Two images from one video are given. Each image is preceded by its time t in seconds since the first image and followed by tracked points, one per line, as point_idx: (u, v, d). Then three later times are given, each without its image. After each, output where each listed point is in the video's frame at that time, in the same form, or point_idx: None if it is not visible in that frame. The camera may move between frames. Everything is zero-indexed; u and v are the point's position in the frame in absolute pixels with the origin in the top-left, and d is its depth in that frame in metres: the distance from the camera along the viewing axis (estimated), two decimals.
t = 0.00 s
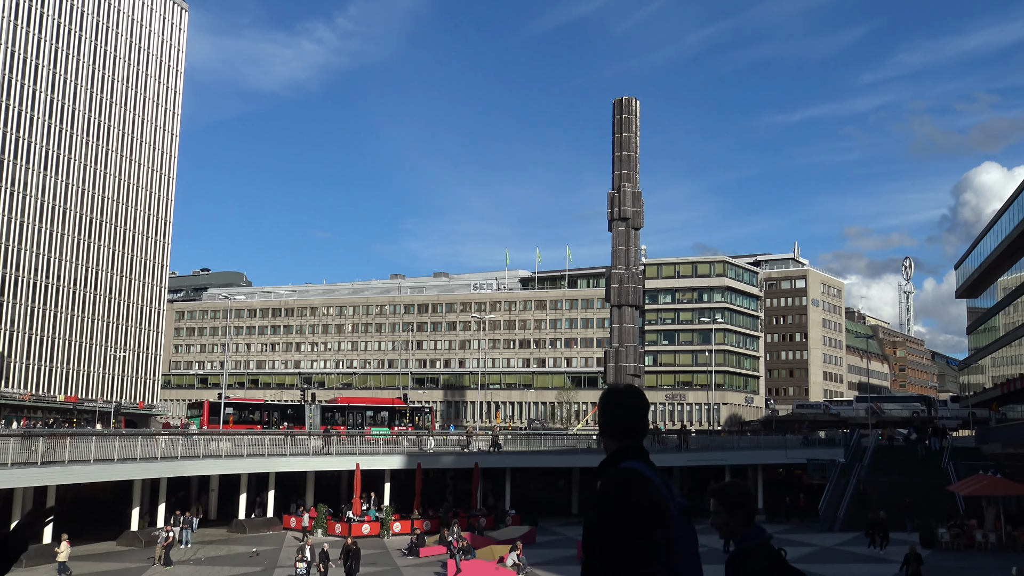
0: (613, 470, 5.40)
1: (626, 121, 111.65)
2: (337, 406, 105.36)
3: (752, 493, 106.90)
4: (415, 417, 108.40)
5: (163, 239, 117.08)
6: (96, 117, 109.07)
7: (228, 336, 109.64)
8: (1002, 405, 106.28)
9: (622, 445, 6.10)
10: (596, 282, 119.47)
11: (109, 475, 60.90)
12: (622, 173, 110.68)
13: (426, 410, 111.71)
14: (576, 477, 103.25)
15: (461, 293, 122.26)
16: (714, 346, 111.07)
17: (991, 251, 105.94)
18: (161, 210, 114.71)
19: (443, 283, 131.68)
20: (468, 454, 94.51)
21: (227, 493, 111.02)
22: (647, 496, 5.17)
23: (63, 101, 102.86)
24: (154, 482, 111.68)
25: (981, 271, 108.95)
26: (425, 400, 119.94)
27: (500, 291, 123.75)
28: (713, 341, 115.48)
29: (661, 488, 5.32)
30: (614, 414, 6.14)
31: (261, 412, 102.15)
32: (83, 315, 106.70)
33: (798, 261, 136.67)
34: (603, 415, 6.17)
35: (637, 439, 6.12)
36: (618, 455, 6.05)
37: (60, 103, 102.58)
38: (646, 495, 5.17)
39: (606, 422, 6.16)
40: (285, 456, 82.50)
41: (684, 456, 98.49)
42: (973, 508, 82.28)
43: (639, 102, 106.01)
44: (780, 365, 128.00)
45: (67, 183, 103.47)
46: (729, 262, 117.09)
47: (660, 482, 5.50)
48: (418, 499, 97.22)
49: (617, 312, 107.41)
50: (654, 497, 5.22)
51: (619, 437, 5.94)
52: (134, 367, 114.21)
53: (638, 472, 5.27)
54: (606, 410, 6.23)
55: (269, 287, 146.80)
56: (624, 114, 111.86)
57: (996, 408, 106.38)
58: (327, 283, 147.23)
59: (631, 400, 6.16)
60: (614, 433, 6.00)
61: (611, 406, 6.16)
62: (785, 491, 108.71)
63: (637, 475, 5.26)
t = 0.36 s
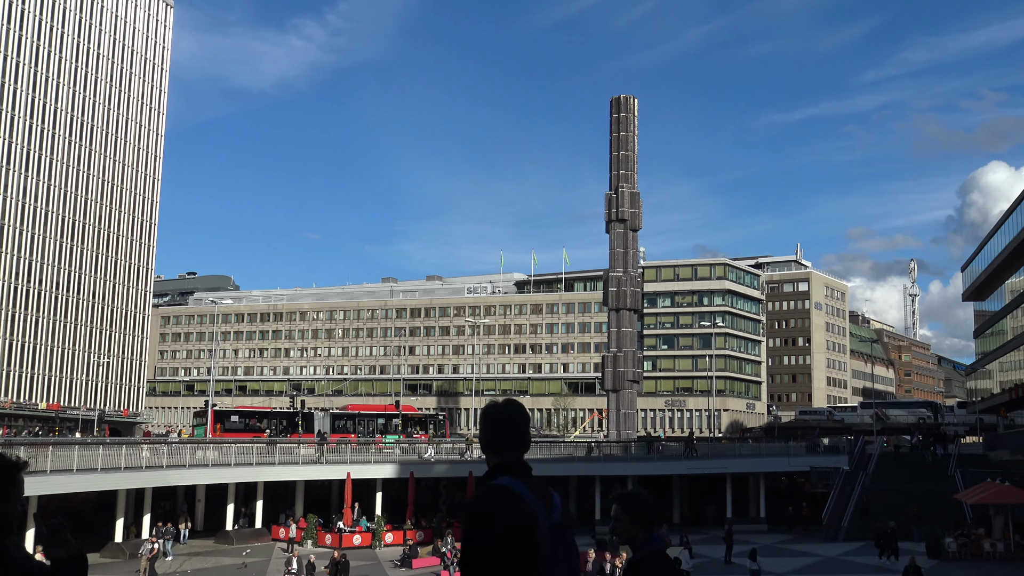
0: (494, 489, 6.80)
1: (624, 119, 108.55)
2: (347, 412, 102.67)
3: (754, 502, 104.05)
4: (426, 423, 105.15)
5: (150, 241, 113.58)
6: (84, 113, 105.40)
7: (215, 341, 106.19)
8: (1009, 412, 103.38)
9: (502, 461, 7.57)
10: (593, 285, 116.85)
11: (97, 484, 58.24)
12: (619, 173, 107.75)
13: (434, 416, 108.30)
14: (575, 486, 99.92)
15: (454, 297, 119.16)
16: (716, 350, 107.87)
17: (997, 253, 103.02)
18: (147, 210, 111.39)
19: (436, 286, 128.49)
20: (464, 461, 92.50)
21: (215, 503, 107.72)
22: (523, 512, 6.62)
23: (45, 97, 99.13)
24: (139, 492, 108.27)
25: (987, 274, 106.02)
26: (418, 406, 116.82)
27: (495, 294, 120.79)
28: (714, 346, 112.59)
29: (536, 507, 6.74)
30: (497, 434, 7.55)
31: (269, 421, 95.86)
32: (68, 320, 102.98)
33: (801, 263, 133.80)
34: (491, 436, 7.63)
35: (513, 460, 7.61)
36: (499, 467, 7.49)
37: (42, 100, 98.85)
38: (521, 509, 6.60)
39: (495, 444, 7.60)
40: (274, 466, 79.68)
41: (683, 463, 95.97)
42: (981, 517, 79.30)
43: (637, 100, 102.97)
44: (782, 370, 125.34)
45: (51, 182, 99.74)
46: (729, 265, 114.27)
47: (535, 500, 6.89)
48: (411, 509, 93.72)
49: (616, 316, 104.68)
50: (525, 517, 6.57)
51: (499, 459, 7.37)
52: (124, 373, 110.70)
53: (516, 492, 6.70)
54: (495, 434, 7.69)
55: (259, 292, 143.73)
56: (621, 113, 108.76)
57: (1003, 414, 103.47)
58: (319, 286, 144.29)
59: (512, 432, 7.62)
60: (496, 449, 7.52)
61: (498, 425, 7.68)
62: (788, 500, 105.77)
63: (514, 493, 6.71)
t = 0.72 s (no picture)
0: (369, 476, 5.76)
1: (623, 113, 105.22)
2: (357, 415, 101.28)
3: (755, 507, 100.97)
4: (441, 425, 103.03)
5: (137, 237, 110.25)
6: (73, 105, 102.12)
7: (201, 341, 102.77)
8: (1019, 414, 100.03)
9: (390, 447, 6.49)
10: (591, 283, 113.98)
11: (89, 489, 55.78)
12: (617, 168, 104.58)
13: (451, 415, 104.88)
14: (571, 490, 96.74)
15: (448, 295, 115.96)
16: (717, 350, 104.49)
17: (1006, 250, 99.79)
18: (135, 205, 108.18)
19: (428, 284, 125.17)
20: (457, 464, 88.98)
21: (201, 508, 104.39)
22: (406, 499, 5.56)
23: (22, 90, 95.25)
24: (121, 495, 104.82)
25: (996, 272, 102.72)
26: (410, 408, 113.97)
27: (489, 293, 117.71)
28: (715, 346, 109.66)
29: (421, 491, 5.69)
30: (385, 419, 6.57)
31: (279, 423, 91.93)
32: (53, 319, 99.11)
33: (804, 261, 130.76)
34: (370, 422, 6.53)
35: (401, 446, 6.53)
36: (387, 456, 6.46)
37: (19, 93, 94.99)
38: (403, 499, 5.55)
39: (374, 428, 6.52)
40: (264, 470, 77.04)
41: (684, 467, 92.79)
42: (993, 523, 75.82)
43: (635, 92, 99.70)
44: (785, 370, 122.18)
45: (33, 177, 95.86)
46: (731, 262, 111.23)
47: (427, 490, 5.89)
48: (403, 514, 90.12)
49: (614, 314, 101.64)
50: (415, 507, 5.61)
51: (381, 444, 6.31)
52: (112, 373, 107.40)
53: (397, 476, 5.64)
54: (369, 416, 6.58)
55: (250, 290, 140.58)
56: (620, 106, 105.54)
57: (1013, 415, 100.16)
58: (310, 285, 140.97)
59: (391, 413, 6.52)
60: (383, 435, 6.52)
61: (380, 408, 6.62)
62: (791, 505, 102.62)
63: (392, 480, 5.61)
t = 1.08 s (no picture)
0: (250, 491, 5.95)
1: (620, 106, 102.06)
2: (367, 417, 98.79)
3: (754, 513, 97.88)
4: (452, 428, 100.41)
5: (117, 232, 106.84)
6: (51, 95, 98.53)
7: (184, 340, 99.30)
8: None
9: (278, 460, 6.45)
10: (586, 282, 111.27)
11: (83, 491, 52.34)
12: (614, 163, 101.48)
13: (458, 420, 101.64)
14: (564, 494, 93.67)
15: (438, 294, 112.84)
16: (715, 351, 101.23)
17: (1013, 250, 96.79)
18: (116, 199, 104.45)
19: (419, 282, 122.15)
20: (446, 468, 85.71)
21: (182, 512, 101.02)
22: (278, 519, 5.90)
23: None
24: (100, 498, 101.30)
25: (1003, 273, 99.73)
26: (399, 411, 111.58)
27: (481, 291, 114.67)
28: (714, 346, 106.78)
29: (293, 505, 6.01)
30: (271, 434, 6.53)
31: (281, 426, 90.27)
32: (28, 318, 95.10)
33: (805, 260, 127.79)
34: (258, 436, 6.44)
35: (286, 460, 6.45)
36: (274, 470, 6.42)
37: None
38: (276, 516, 5.90)
39: (260, 439, 6.46)
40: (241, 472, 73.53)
41: (681, 471, 89.61)
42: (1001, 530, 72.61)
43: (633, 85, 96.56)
44: (785, 372, 119.26)
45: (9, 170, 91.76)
46: (730, 261, 108.28)
47: (296, 502, 6.16)
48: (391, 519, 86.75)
49: (610, 314, 98.72)
50: (282, 523, 5.92)
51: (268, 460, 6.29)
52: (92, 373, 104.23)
53: (274, 492, 6.00)
54: (253, 425, 6.52)
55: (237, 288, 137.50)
56: (616, 99, 102.40)
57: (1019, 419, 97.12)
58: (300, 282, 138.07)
59: (274, 424, 6.46)
60: (269, 448, 6.47)
61: (267, 419, 6.58)
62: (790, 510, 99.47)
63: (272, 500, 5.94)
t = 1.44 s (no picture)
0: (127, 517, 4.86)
1: (615, 98, 98.84)
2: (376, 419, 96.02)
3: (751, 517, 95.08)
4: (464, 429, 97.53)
5: (97, 228, 103.65)
6: (27, 86, 95.11)
7: (164, 338, 96.04)
8: None
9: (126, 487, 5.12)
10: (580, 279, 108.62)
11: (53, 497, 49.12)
12: (608, 157, 98.34)
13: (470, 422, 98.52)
14: (555, 498, 90.85)
15: (427, 291, 109.99)
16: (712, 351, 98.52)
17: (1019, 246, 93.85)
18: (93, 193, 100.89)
19: (407, 279, 119.45)
20: (433, 471, 82.58)
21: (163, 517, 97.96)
22: (142, 510, 4.30)
23: None
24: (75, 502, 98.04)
25: (1008, 270, 96.73)
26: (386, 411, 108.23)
27: (472, 289, 111.77)
28: (711, 345, 104.07)
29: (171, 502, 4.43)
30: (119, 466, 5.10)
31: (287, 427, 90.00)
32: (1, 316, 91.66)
33: (805, 256, 125.01)
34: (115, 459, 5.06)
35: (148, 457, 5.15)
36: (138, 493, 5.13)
37: None
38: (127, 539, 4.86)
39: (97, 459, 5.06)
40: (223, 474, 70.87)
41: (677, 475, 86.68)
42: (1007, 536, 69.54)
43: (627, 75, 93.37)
44: (784, 372, 116.41)
45: None
46: (728, 257, 105.36)
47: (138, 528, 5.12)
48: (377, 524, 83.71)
49: (604, 312, 95.91)
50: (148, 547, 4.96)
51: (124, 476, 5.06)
52: (71, 373, 100.99)
53: (144, 483, 4.39)
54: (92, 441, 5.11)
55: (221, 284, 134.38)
56: (611, 91, 99.11)
57: None
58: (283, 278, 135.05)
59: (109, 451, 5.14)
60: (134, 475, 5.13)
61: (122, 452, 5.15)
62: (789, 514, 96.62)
63: (142, 485, 4.36)
